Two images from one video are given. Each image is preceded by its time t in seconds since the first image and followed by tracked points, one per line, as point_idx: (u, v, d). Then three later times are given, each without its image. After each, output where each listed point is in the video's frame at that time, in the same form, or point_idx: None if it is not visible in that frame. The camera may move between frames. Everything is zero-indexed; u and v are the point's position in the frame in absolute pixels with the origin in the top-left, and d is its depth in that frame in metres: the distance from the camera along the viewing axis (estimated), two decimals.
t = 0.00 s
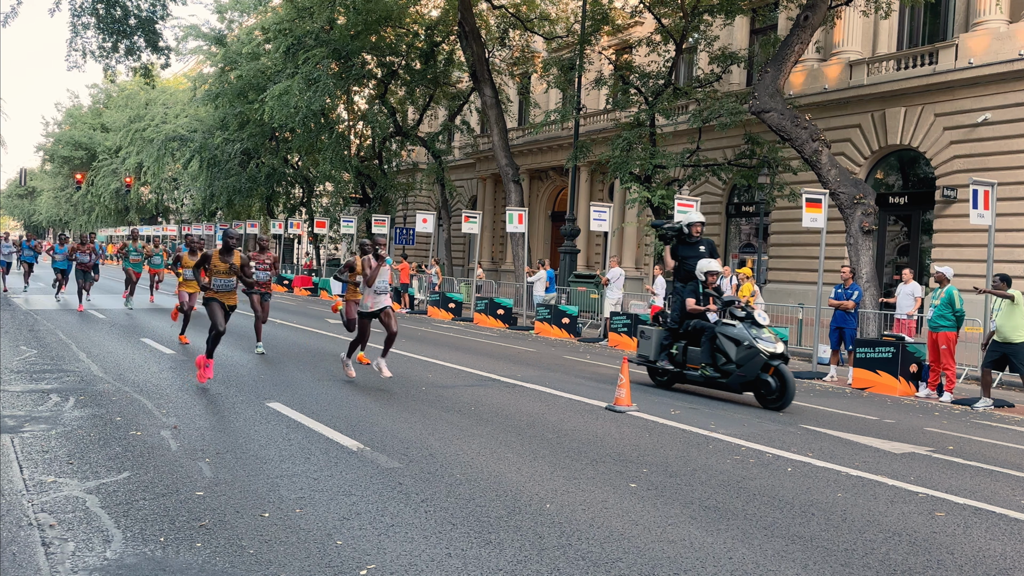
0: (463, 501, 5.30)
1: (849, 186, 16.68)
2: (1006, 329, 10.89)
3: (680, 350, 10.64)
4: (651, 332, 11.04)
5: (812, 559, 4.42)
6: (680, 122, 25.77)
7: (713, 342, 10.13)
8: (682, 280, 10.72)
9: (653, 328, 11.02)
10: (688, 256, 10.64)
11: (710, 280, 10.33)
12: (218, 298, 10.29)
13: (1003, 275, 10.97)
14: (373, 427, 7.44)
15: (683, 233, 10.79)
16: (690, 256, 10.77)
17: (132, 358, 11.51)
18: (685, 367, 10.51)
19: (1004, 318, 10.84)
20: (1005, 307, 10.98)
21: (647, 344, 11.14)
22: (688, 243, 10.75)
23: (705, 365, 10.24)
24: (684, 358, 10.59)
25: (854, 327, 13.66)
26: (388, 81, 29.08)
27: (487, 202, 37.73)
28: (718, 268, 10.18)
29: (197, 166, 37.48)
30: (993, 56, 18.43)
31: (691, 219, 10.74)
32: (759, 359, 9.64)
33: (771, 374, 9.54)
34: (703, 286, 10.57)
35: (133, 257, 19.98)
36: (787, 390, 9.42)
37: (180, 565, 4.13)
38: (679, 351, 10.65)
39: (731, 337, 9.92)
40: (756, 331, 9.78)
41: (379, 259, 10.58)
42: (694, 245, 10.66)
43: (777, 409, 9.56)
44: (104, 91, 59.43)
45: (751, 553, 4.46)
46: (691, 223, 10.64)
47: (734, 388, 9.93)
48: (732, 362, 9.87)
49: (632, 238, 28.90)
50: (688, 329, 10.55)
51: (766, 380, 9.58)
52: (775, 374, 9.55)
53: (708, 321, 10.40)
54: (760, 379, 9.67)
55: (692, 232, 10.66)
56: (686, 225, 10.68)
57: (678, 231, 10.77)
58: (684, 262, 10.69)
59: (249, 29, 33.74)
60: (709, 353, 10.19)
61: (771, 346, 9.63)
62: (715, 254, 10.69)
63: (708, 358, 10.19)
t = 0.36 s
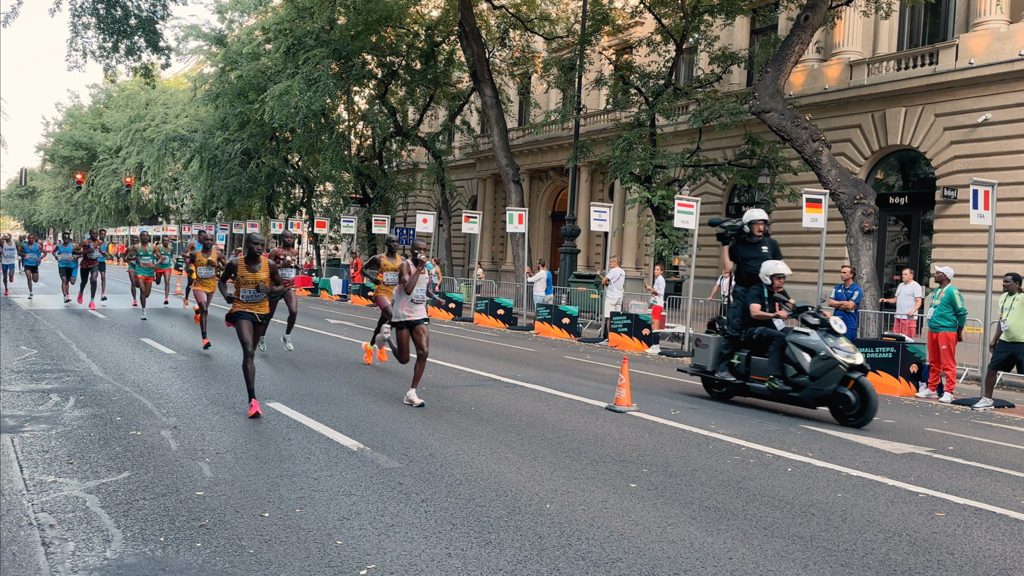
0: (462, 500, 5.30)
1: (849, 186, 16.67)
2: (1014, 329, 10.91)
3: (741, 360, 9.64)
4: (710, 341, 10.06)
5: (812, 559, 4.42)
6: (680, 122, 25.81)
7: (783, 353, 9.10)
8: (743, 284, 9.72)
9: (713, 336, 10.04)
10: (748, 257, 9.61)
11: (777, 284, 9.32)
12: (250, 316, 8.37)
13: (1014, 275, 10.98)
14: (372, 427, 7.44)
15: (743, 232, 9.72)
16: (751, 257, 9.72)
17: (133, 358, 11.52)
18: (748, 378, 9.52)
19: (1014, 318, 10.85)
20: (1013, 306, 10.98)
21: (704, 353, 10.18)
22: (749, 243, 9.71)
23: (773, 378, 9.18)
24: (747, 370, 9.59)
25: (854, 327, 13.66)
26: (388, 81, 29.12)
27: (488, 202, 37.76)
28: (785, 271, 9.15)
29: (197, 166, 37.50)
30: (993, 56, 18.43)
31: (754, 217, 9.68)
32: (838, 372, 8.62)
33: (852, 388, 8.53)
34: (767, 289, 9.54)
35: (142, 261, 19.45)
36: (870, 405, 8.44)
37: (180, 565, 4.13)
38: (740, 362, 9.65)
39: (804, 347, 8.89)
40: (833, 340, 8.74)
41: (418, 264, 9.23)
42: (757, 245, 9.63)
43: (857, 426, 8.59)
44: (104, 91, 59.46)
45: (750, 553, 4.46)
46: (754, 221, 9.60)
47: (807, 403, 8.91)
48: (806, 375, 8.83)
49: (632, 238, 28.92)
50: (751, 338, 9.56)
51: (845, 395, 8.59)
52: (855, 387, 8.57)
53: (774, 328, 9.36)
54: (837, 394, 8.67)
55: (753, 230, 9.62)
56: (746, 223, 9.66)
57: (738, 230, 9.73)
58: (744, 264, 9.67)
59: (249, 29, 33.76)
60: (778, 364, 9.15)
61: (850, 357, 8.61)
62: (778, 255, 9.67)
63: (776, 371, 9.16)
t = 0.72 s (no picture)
0: (462, 500, 5.31)
1: (850, 186, 16.66)
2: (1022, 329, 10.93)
3: (807, 371, 8.82)
4: (770, 349, 9.19)
5: (812, 559, 4.42)
6: (680, 122, 25.82)
7: (856, 364, 8.30)
8: (807, 288, 8.86)
9: (773, 344, 9.17)
10: (812, 257, 8.77)
11: (846, 288, 8.46)
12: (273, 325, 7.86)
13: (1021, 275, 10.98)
14: (372, 427, 7.44)
15: (806, 232, 8.86)
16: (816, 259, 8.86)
17: (133, 358, 11.51)
18: (815, 391, 8.72)
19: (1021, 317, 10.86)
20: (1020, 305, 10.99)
21: (762, 362, 9.31)
22: (813, 243, 8.86)
23: (844, 391, 8.37)
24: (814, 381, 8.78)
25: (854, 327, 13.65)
26: (388, 81, 29.13)
27: (488, 202, 37.77)
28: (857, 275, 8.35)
29: (197, 166, 37.50)
30: (993, 56, 18.44)
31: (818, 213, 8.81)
32: (920, 385, 7.81)
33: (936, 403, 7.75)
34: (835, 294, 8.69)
35: (154, 260, 19.18)
36: (958, 422, 7.64)
37: (180, 565, 4.13)
38: (806, 373, 8.84)
39: (881, 357, 8.07)
40: (913, 349, 7.95)
41: (451, 262, 9.06)
42: (822, 245, 8.78)
43: (941, 444, 7.80)
44: (104, 91, 59.43)
45: (750, 553, 4.47)
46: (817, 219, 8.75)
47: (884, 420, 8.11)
48: (882, 389, 8.02)
49: (632, 238, 28.92)
50: (818, 346, 8.73)
51: (927, 409, 7.80)
52: (939, 402, 7.79)
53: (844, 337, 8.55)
54: (919, 409, 7.88)
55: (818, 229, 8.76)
56: (810, 221, 8.81)
57: (801, 229, 8.88)
58: (807, 265, 8.82)
59: (250, 28, 33.74)
60: (850, 375, 8.33)
61: (935, 369, 7.80)
62: (844, 256, 8.83)
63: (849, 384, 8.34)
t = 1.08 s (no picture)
0: (461, 500, 5.30)
1: (850, 186, 16.66)
2: None
3: (884, 384, 8.10)
4: (841, 359, 8.44)
5: (812, 559, 4.42)
6: (681, 121, 25.81)
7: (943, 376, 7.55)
8: (882, 293, 8.16)
9: (845, 353, 8.41)
10: (887, 258, 8.09)
11: (928, 292, 7.72)
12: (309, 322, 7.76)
13: None
14: (372, 427, 7.44)
15: (879, 231, 8.17)
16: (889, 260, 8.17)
17: (133, 358, 11.50)
18: (895, 405, 7.99)
19: None
20: None
21: (832, 374, 8.54)
22: (887, 243, 8.18)
23: (929, 405, 7.62)
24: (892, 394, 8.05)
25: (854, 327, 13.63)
26: (388, 81, 29.13)
27: (488, 202, 37.76)
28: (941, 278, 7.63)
29: (197, 166, 37.49)
30: (993, 56, 18.43)
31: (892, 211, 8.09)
32: (1019, 400, 7.04)
33: None
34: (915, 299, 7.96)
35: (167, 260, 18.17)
36: None
37: (181, 565, 4.13)
38: (883, 386, 8.11)
39: (972, 369, 7.34)
40: (1010, 362, 7.22)
41: (496, 264, 8.33)
42: (898, 246, 8.09)
43: None
44: (104, 91, 59.41)
45: (750, 553, 4.47)
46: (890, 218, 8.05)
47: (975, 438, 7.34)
48: (974, 403, 7.28)
49: (632, 238, 28.93)
50: (898, 356, 8.00)
51: None
52: None
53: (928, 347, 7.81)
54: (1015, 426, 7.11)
55: (893, 229, 8.07)
56: (884, 219, 8.09)
57: (874, 227, 8.20)
58: (881, 267, 8.12)
59: (250, 28, 33.70)
60: (936, 388, 7.60)
61: None
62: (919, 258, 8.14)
63: (935, 398, 7.59)
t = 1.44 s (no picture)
0: (461, 500, 5.30)
1: (850, 186, 16.68)
2: None
3: (973, 398, 7.33)
4: (926, 372, 7.64)
5: (812, 558, 4.42)
6: (681, 121, 25.82)
7: None
8: (971, 298, 7.42)
9: (930, 365, 7.61)
10: (974, 260, 7.33)
11: None
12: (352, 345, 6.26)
13: None
14: (372, 427, 7.43)
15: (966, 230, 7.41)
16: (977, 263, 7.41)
17: (133, 358, 11.48)
18: (987, 421, 7.21)
19: None
20: None
21: (916, 387, 7.77)
22: (974, 243, 7.42)
23: None
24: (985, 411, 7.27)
25: (854, 327, 13.62)
26: (388, 81, 29.15)
27: (489, 202, 37.78)
28: None
29: (197, 165, 37.50)
30: (993, 56, 18.43)
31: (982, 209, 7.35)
32: None
33: None
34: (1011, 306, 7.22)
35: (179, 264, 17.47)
36: None
37: (181, 564, 4.14)
38: (974, 400, 7.33)
39: None
40: None
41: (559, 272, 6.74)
42: (989, 246, 7.32)
43: None
44: (105, 90, 59.39)
45: (750, 553, 4.47)
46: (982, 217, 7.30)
47: None
48: None
49: (632, 238, 28.95)
50: (992, 369, 7.26)
51: None
52: None
53: None
54: None
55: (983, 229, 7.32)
56: (972, 217, 7.34)
57: (960, 226, 7.43)
58: (969, 269, 7.38)
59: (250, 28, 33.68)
60: None
61: None
62: (1010, 259, 7.36)
63: None
